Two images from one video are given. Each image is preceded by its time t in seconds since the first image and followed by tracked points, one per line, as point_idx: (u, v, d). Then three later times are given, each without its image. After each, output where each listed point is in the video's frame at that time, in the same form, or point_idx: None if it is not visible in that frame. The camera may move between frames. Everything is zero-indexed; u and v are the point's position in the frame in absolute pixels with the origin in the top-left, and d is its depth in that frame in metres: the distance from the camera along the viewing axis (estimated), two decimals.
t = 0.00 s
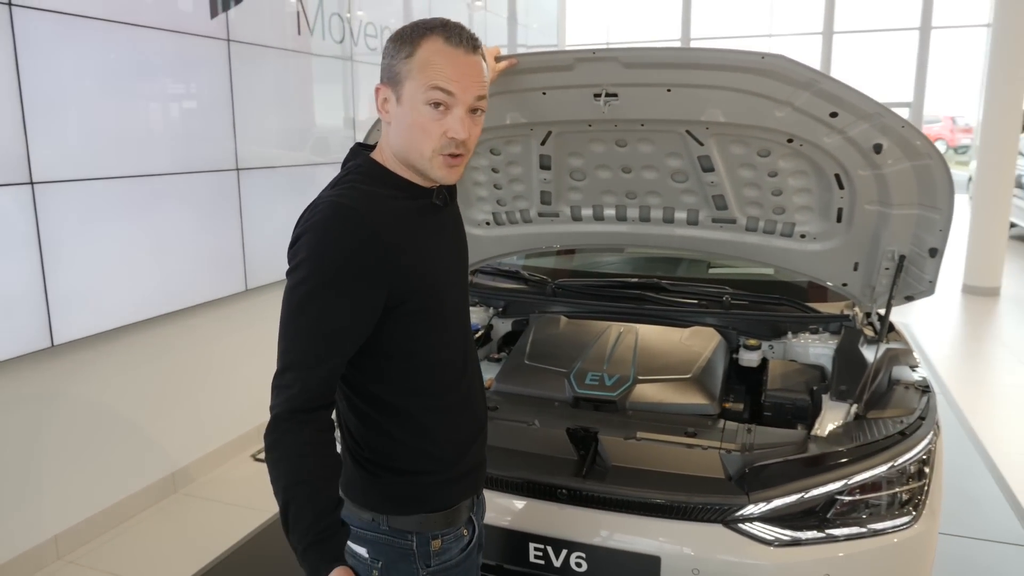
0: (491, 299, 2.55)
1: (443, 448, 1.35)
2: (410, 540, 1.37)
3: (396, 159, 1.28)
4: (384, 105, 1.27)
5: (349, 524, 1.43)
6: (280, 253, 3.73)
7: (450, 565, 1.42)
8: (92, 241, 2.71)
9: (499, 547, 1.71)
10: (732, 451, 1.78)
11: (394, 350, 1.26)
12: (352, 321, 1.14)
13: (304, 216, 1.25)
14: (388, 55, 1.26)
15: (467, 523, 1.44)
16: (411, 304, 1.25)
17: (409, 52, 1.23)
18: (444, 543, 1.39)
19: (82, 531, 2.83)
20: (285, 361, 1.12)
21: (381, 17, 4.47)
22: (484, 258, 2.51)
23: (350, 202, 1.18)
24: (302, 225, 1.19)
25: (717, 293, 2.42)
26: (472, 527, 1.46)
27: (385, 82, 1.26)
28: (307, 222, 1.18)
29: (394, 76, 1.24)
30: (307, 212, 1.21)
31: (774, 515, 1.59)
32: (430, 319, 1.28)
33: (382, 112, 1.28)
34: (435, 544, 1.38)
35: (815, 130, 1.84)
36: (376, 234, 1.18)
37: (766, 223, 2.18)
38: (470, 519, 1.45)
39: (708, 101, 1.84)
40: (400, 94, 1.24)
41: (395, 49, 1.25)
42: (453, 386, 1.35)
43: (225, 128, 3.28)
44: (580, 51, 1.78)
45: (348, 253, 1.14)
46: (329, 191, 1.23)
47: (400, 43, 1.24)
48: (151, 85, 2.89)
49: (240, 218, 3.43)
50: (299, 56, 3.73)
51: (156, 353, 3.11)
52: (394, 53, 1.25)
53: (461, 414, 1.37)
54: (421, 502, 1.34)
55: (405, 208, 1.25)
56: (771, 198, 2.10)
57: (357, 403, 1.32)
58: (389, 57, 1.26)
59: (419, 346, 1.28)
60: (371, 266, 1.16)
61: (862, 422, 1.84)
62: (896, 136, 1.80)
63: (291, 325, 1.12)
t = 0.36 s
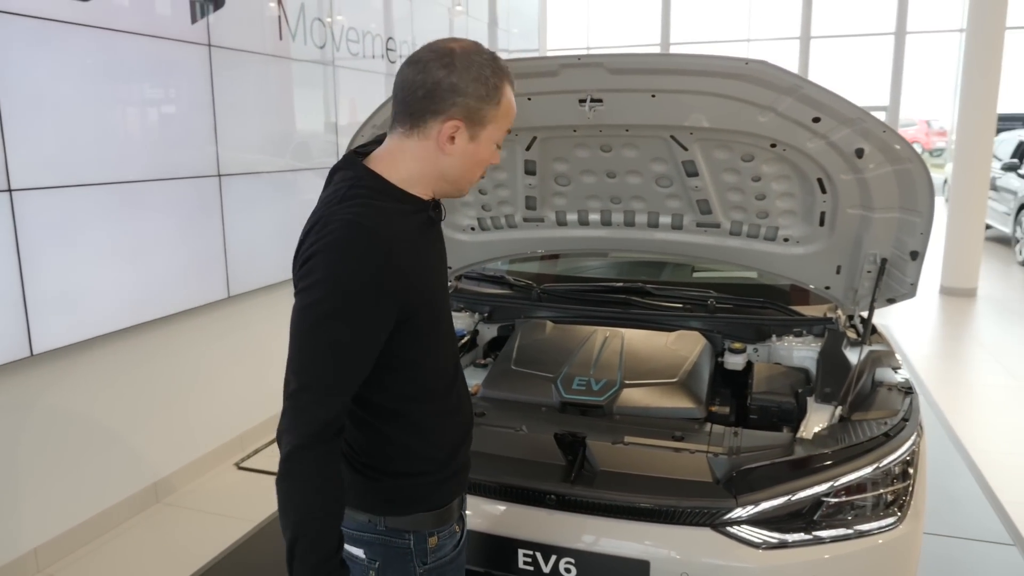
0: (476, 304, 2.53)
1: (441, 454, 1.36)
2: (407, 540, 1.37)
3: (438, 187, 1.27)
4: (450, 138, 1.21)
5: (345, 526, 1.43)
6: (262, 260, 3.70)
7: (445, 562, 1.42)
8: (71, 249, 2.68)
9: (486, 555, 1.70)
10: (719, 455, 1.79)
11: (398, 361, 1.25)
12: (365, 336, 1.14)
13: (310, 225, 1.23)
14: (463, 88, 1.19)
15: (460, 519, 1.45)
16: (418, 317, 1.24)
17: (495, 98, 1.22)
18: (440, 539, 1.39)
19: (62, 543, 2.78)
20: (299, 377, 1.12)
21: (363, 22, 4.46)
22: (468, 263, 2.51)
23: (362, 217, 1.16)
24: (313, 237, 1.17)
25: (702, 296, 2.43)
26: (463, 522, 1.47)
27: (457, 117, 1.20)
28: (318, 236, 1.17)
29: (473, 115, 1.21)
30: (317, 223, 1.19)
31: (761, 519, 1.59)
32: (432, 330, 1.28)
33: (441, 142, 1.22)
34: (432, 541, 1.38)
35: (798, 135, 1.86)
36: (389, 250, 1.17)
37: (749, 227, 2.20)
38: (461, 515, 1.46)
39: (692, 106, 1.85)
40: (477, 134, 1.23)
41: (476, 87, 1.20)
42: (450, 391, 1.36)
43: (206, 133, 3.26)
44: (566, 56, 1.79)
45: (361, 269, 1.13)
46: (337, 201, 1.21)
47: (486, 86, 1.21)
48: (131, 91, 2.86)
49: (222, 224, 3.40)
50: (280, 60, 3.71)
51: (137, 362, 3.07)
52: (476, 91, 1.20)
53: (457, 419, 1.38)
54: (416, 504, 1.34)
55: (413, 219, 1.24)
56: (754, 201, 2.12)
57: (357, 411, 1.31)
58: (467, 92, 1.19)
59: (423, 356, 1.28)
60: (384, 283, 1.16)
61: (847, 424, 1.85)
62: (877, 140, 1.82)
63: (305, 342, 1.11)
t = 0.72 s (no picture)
0: (467, 310, 2.52)
1: (448, 446, 1.38)
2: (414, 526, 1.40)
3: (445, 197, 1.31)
4: (467, 152, 1.26)
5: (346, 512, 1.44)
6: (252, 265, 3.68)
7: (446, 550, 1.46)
8: (58, 256, 2.65)
9: (480, 562, 1.69)
10: (713, 460, 1.78)
11: (412, 357, 1.26)
12: (385, 332, 1.15)
13: (329, 221, 1.23)
14: (487, 107, 1.25)
15: (460, 510, 1.49)
16: (432, 313, 1.25)
17: (510, 120, 1.29)
18: (442, 526, 1.44)
19: (50, 553, 2.75)
20: (326, 369, 1.13)
21: (353, 28, 4.45)
22: (460, 268, 2.50)
23: (380, 216, 1.17)
24: (336, 233, 1.18)
25: (694, 300, 2.42)
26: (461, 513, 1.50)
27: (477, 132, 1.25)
28: (341, 233, 1.17)
29: (491, 133, 1.26)
30: (339, 220, 1.19)
31: (756, 523, 1.59)
32: (442, 325, 1.29)
33: (457, 154, 1.26)
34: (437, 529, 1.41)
35: (788, 139, 1.86)
36: (411, 249, 1.18)
37: (741, 231, 2.20)
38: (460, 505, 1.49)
39: (683, 111, 1.86)
40: (490, 149, 1.28)
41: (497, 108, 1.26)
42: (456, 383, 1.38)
43: (195, 139, 3.24)
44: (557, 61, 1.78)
45: (382, 266, 1.14)
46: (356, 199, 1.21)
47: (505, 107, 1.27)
48: (118, 97, 2.84)
49: (212, 230, 3.38)
50: (268, 66, 3.70)
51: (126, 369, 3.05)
52: (496, 111, 1.26)
53: (462, 410, 1.40)
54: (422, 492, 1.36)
55: (423, 220, 1.25)
56: (745, 205, 2.12)
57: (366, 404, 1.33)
58: (488, 111, 1.25)
59: (433, 351, 1.29)
60: (409, 281, 1.17)
61: (840, 427, 1.85)
62: (867, 144, 1.83)
63: (334, 336, 1.12)
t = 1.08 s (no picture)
0: (462, 316, 2.49)
1: (442, 423, 1.45)
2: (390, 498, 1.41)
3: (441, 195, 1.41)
4: (462, 152, 1.38)
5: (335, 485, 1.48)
6: (246, 271, 3.65)
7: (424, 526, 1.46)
8: (48, 263, 2.62)
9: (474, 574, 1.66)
10: (711, 469, 1.74)
11: (412, 329, 1.35)
12: (387, 295, 1.25)
13: (342, 200, 1.35)
14: (482, 113, 1.37)
15: (438, 486, 1.48)
16: (432, 287, 1.35)
17: (503, 129, 1.41)
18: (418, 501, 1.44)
19: (40, 564, 2.71)
20: (334, 322, 1.23)
21: (348, 31, 4.42)
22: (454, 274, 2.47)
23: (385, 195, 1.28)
24: (348, 207, 1.30)
25: (691, 306, 2.39)
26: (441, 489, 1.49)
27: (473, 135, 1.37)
28: (352, 207, 1.29)
29: (485, 137, 1.38)
30: (351, 197, 1.31)
31: (755, 534, 1.56)
32: (440, 303, 1.38)
33: (454, 153, 1.37)
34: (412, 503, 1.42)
35: (785, 141, 1.84)
36: (413, 225, 1.29)
37: (737, 235, 2.17)
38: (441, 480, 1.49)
39: (678, 113, 1.83)
40: (484, 151, 1.40)
41: (491, 115, 1.39)
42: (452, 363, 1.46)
43: (188, 145, 3.21)
44: (550, 64, 1.75)
45: (386, 235, 1.25)
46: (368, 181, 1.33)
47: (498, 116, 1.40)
48: (109, 102, 2.81)
49: (205, 236, 3.35)
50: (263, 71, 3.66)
51: (120, 376, 3.02)
52: (490, 118, 1.38)
53: (456, 391, 1.49)
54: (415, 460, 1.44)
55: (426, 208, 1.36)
56: (742, 209, 2.09)
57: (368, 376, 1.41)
58: (483, 117, 1.38)
59: (430, 326, 1.38)
60: (410, 253, 1.27)
61: (839, 434, 1.81)
62: (866, 147, 1.80)
63: (342, 292, 1.23)
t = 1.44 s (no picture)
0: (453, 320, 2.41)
1: (413, 431, 1.34)
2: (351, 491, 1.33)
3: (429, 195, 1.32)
4: (448, 149, 1.28)
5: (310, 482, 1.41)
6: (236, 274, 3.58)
7: (389, 526, 1.35)
8: (28, 267, 2.55)
9: None
10: (709, 481, 1.66)
11: (378, 319, 1.26)
12: (345, 271, 1.18)
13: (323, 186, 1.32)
14: (469, 109, 1.28)
15: (410, 486, 1.36)
16: (403, 277, 1.27)
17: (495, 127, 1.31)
18: (382, 498, 1.33)
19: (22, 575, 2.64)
20: (287, 294, 1.17)
21: (341, 30, 4.34)
22: (445, 278, 2.39)
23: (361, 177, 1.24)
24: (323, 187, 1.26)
25: (689, 309, 2.31)
26: (416, 491, 1.38)
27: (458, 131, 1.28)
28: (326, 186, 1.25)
29: (472, 134, 1.28)
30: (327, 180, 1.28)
31: (755, 551, 1.48)
32: (413, 297, 1.29)
33: (440, 150, 1.28)
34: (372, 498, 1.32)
35: (786, 139, 1.76)
36: (383, 209, 1.23)
37: (737, 236, 2.10)
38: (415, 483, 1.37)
39: (674, 109, 1.76)
40: (472, 149, 1.29)
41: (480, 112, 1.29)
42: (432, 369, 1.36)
43: (175, 145, 3.14)
44: (538, 58, 1.68)
45: (351, 211, 1.20)
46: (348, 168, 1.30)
47: (488, 113, 1.29)
48: (92, 101, 2.75)
49: (193, 238, 3.27)
50: (255, 69, 3.60)
51: (105, 381, 2.94)
52: (478, 114, 1.28)
53: (434, 401, 1.38)
54: (377, 464, 1.32)
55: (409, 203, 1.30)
56: (741, 210, 2.02)
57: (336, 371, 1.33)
58: (471, 113, 1.28)
59: (402, 320, 1.29)
60: (374, 234, 1.21)
61: (843, 444, 1.74)
62: (870, 144, 1.72)
63: (297, 262, 1.17)
